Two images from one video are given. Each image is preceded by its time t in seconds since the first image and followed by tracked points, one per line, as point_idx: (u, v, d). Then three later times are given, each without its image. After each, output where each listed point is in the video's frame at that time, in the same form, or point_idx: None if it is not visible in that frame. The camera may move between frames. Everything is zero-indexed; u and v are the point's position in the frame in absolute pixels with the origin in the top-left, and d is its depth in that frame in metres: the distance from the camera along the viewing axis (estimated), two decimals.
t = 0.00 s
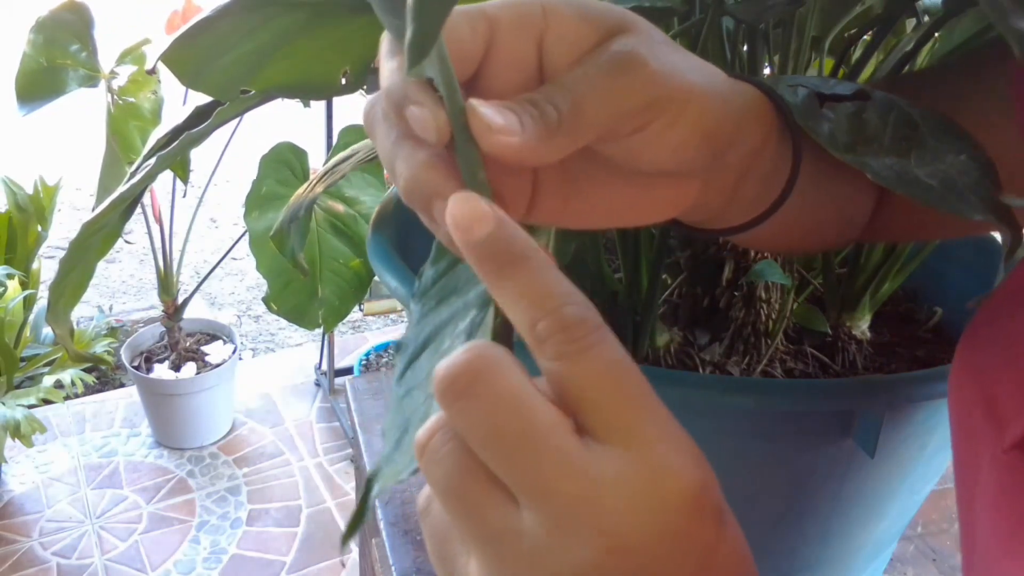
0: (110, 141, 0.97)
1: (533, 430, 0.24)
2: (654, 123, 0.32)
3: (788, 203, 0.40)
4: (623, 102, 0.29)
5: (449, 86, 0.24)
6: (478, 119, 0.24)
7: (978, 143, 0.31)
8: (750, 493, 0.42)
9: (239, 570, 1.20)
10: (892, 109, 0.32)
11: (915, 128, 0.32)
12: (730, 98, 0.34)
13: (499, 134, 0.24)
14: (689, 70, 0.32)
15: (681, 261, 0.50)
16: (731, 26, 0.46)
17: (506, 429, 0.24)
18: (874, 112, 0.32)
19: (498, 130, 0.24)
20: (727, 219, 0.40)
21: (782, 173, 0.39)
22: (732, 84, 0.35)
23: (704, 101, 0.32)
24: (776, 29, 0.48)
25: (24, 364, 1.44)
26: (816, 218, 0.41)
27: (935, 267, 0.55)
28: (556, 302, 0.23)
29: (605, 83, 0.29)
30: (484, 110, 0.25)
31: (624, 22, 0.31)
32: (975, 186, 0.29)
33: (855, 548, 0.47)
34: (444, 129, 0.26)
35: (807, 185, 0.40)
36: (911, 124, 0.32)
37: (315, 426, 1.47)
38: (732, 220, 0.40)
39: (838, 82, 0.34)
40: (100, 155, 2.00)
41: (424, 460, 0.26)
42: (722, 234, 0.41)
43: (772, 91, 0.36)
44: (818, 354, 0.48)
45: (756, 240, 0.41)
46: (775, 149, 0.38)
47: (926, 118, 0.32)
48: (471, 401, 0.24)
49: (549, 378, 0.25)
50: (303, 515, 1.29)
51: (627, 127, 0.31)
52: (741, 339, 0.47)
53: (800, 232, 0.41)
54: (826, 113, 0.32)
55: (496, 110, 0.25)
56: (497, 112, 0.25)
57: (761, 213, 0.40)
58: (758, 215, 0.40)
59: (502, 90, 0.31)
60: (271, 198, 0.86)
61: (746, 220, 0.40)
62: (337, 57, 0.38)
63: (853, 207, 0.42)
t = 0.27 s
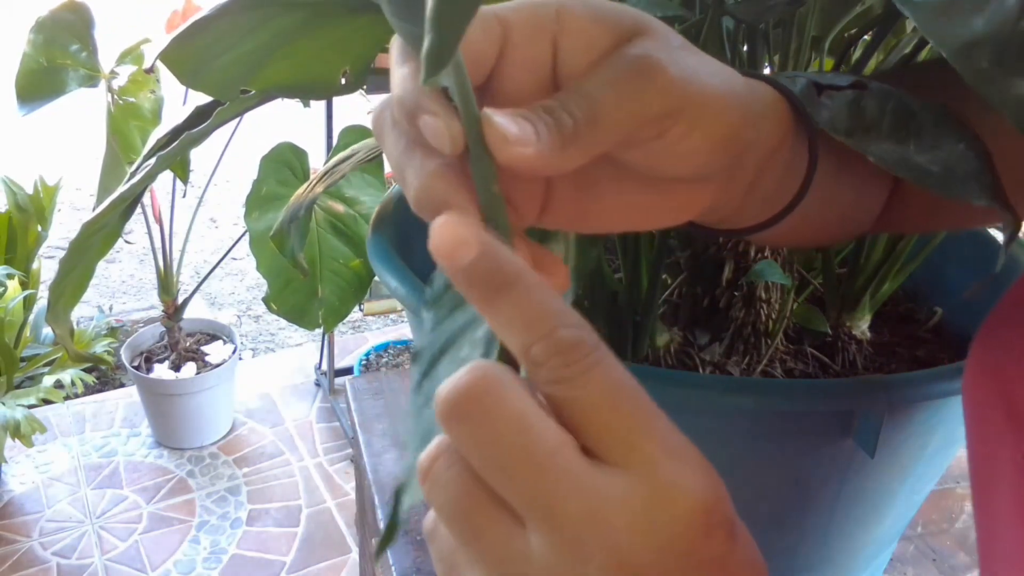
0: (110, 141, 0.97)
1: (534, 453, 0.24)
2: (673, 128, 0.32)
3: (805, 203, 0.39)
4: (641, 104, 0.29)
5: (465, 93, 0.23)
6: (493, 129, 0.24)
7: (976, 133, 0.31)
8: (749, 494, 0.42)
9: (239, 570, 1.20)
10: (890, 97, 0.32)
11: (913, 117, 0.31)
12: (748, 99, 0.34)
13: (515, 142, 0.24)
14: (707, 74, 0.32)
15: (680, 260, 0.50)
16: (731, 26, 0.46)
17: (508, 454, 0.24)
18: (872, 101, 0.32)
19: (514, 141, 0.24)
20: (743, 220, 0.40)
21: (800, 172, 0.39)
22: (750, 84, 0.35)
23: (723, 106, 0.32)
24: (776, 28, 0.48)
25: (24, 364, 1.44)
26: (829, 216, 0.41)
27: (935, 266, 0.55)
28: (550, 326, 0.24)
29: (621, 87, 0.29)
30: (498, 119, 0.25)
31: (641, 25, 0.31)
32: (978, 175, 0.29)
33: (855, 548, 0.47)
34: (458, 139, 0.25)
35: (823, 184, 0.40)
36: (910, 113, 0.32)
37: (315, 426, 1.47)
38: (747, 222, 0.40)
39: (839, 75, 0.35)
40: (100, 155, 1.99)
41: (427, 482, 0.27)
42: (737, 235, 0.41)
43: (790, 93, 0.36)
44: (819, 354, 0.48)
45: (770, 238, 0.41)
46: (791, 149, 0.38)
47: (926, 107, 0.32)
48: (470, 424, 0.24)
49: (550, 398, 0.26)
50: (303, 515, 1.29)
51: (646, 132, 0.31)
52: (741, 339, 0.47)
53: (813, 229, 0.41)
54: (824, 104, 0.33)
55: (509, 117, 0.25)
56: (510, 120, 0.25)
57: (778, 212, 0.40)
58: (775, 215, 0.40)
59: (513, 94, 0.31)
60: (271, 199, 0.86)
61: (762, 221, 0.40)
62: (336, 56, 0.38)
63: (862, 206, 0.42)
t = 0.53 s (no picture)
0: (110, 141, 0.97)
1: (572, 458, 0.24)
2: (699, 124, 0.32)
3: (824, 200, 0.40)
4: (669, 98, 0.29)
5: (488, 85, 0.23)
6: (518, 125, 0.24)
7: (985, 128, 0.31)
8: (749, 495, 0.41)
9: (239, 570, 1.20)
10: (901, 91, 0.32)
11: (924, 109, 0.31)
12: (771, 95, 0.34)
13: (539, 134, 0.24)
14: (732, 68, 0.32)
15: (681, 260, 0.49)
16: (731, 26, 0.46)
17: (546, 460, 0.24)
18: (883, 92, 0.32)
19: (539, 136, 0.24)
20: (762, 218, 0.40)
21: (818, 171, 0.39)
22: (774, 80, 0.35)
23: (748, 102, 0.33)
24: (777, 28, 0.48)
25: (24, 364, 1.44)
26: (848, 214, 0.41)
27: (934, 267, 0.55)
28: (608, 311, 0.23)
29: (645, 79, 0.29)
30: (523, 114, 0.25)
31: (665, 19, 0.30)
32: (993, 163, 0.29)
33: (855, 548, 0.47)
34: (480, 132, 0.24)
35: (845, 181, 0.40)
36: (921, 105, 0.32)
37: (315, 426, 1.47)
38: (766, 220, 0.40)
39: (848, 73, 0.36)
40: (100, 155, 1.99)
41: (455, 488, 0.27)
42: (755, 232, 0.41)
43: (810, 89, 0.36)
44: (819, 354, 0.48)
45: (788, 236, 0.42)
46: (812, 146, 0.38)
47: (935, 101, 0.32)
48: (506, 425, 0.24)
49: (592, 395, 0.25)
50: (303, 515, 1.29)
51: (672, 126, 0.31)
52: (741, 339, 0.47)
53: (831, 227, 0.41)
54: (835, 94, 0.33)
55: (535, 113, 0.25)
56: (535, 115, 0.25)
57: (796, 210, 0.40)
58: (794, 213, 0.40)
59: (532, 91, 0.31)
60: (271, 198, 0.86)
61: (781, 219, 0.40)
62: (337, 57, 0.38)
63: (883, 203, 0.41)
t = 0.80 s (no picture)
0: (110, 141, 0.97)
1: (553, 511, 0.23)
2: (711, 139, 0.32)
3: (845, 210, 0.39)
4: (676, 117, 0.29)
5: (500, 111, 0.20)
6: (530, 147, 0.23)
7: (996, 136, 0.32)
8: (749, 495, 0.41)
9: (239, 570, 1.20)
10: (915, 98, 0.32)
11: (939, 116, 0.32)
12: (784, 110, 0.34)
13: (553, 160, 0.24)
14: (743, 85, 0.32)
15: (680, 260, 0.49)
16: (731, 26, 0.46)
17: (527, 514, 0.23)
18: (897, 100, 0.32)
19: (551, 159, 0.23)
20: (780, 228, 0.40)
21: (837, 182, 0.38)
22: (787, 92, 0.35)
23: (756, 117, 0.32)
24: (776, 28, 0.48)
25: (24, 364, 1.44)
26: (870, 224, 0.40)
27: (933, 267, 0.55)
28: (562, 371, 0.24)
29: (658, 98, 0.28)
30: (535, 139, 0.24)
31: (676, 38, 0.31)
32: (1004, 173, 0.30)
33: (855, 548, 0.47)
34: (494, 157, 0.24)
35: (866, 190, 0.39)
36: (934, 113, 0.32)
37: (315, 426, 1.47)
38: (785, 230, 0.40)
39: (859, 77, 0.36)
40: (99, 155, 1.99)
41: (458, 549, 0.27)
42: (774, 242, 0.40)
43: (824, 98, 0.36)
44: (819, 354, 0.48)
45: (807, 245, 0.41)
46: (830, 156, 0.37)
47: (948, 108, 0.32)
48: (485, 484, 0.23)
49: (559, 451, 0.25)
50: (303, 515, 1.29)
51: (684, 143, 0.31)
52: (741, 339, 0.47)
53: (851, 237, 0.40)
54: (848, 102, 0.33)
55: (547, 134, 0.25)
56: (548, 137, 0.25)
57: (815, 220, 0.39)
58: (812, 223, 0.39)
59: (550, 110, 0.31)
60: (271, 199, 0.86)
61: (800, 228, 0.40)
62: (336, 57, 0.38)
63: (905, 208, 0.40)
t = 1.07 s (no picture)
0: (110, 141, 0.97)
1: None
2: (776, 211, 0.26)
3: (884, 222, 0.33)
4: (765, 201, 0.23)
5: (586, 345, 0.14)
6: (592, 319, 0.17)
7: None
8: (749, 496, 0.41)
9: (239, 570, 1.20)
10: (937, 95, 0.29)
11: (964, 113, 0.28)
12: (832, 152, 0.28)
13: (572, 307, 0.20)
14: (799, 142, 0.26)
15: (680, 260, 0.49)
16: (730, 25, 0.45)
17: None
18: (920, 101, 0.28)
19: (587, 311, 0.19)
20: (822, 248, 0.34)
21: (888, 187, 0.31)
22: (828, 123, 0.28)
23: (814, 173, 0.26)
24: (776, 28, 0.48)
25: (24, 364, 1.44)
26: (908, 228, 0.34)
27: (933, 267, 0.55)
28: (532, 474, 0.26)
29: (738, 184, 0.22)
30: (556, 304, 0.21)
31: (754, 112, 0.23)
32: None
33: (855, 548, 0.47)
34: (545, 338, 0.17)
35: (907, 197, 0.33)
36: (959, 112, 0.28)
37: (315, 426, 1.47)
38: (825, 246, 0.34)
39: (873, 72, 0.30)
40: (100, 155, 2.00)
41: None
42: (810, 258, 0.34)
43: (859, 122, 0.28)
44: (819, 354, 0.48)
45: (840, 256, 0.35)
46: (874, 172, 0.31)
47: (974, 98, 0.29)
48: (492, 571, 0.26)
49: None
50: (303, 515, 1.29)
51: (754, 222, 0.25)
52: (741, 339, 0.47)
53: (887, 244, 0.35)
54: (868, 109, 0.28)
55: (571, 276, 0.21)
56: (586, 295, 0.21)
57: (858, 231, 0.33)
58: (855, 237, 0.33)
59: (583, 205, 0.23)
60: (271, 198, 0.86)
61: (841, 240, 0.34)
62: (336, 58, 0.38)
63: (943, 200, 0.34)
